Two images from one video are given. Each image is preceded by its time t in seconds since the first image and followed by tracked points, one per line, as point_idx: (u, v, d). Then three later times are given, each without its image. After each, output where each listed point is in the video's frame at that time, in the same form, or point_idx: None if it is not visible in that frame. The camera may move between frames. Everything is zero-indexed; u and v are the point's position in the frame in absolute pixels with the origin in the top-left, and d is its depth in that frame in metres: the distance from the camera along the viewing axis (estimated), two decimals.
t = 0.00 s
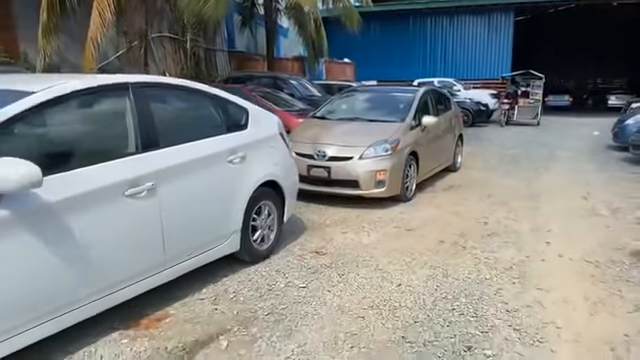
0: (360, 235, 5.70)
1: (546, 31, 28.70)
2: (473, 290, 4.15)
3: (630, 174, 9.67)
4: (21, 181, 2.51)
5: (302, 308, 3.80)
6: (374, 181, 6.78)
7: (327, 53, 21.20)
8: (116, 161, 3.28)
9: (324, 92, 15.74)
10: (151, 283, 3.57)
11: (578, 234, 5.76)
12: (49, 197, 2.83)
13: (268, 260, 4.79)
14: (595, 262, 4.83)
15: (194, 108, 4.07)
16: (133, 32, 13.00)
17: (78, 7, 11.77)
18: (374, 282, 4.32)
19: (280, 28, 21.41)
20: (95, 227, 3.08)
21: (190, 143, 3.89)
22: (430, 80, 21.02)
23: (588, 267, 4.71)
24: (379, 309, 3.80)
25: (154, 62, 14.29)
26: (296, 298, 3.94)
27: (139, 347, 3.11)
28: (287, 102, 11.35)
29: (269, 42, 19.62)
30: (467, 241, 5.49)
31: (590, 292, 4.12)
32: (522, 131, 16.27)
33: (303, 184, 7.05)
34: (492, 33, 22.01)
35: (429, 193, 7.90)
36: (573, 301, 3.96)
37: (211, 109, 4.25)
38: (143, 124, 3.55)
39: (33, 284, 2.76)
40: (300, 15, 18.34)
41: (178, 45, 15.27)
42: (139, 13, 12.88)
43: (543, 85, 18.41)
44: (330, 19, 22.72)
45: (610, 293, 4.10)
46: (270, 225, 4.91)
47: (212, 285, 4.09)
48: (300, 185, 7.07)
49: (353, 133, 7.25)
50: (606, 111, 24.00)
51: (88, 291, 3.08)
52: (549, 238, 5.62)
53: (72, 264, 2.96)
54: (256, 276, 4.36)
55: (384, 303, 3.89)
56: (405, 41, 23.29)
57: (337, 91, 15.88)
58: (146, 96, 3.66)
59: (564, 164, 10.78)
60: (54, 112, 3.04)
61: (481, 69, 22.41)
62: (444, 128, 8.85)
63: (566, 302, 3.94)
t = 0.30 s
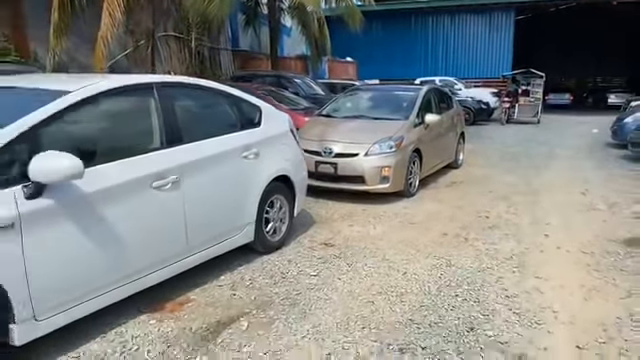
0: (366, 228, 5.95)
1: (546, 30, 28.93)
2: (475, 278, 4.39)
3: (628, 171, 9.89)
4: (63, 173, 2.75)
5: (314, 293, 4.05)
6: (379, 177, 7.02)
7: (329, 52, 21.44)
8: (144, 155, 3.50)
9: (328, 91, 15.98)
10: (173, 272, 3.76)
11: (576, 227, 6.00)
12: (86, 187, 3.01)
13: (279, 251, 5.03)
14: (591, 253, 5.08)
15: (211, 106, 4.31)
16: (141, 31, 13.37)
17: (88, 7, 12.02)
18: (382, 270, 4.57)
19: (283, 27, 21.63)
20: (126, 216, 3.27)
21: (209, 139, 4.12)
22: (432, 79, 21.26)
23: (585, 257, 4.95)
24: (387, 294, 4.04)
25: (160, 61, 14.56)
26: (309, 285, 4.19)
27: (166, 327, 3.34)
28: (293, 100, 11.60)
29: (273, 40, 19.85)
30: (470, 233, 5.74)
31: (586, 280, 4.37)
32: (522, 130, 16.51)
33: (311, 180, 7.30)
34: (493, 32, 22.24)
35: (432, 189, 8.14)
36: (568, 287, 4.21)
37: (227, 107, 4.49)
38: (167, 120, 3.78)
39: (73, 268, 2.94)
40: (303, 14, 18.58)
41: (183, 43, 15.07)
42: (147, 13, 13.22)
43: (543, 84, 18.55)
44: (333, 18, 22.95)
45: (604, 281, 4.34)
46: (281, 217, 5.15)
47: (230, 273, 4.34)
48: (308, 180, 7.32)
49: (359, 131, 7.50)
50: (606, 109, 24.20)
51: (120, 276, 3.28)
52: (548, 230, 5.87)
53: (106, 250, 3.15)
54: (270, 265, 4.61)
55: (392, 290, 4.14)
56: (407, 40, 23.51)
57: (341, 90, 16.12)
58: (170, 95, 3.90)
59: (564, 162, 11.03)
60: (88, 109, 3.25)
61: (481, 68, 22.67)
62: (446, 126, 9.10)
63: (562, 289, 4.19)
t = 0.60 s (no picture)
0: (372, 222, 6.21)
1: (547, 30, 29.18)
2: (476, 267, 4.65)
3: (626, 169, 10.13)
4: (97, 165, 2.99)
5: (325, 280, 4.30)
6: (384, 173, 7.26)
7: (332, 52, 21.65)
8: (168, 150, 3.76)
9: (331, 90, 16.22)
10: (192, 259, 4.00)
11: (573, 221, 6.26)
12: (118, 179, 3.26)
13: (290, 243, 5.29)
14: (587, 244, 5.33)
15: (227, 105, 4.57)
16: (149, 31, 13.74)
17: (97, 9, 12.28)
18: (388, 260, 4.83)
19: (286, 27, 21.85)
20: (152, 207, 3.51)
21: (226, 136, 4.38)
22: (434, 78, 21.50)
23: (581, 249, 5.19)
24: (393, 281, 4.30)
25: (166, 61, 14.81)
26: (320, 274, 4.44)
27: (189, 309, 3.58)
28: (297, 99, 11.85)
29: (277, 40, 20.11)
30: (471, 226, 6.00)
31: (581, 269, 4.62)
32: (523, 128, 16.73)
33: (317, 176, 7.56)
34: (494, 32, 22.55)
35: (435, 185, 8.38)
36: (564, 275, 4.46)
37: (242, 105, 4.75)
38: (187, 118, 4.04)
39: (107, 253, 3.19)
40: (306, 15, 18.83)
41: (188, 44, 15.45)
42: (155, 14, 13.46)
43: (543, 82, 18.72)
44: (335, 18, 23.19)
45: (599, 270, 4.59)
46: (291, 210, 5.41)
47: (245, 263, 4.60)
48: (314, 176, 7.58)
49: (363, 129, 7.74)
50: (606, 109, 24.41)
51: (148, 262, 3.53)
52: (546, 224, 6.13)
53: (136, 237, 3.40)
54: (282, 255, 4.87)
55: (398, 277, 4.40)
56: (409, 39, 23.76)
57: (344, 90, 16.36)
58: (190, 95, 4.16)
59: (563, 159, 11.28)
60: (117, 106, 3.51)
61: (483, 67, 22.93)
62: (448, 124, 9.34)
63: (558, 276, 4.44)
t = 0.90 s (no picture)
0: (377, 217, 6.44)
1: (547, 31, 29.39)
2: (477, 258, 4.88)
3: (623, 166, 10.34)
4: (124, 160, 3.21)
5: (333, 270, 4.53)
6: (387, 171, 7.49)
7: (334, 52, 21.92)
8: (187, 147, 4.00)
9: (334, 90, 16.43)
10: (209, 250, 4.23)
11: (571, 216, 6.48)
12: (142, 173, 3.49)
13: (298, 236, 5.52)
14: (584, 237, 5.56)
15: (240, 104, 4.80)
16: (155, 33, 13.76)
17: (105, 11, 12.51)
18: (392, 252, 5.07)
19: (289, 28, 22.09)
20: (173, 199, 3.74)
21: (239, 134, 4.61)
22: (435, 78, 21.71)
23: (577, 241, 5.42)
24: (398, 271, 4.53)
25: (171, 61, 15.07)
26: (328, 264, 4.68)
27: (207, 295, 3.81)
28: (301, 99, 12.08)
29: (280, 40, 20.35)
30: (472, 221, 6.23)
31: (577, 260, 4.85)
32: (523, 127, 16.93)
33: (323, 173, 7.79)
34: (495, 32, 22.76)
35: (436, 183, 8.61)
36: (561, 266, 4.69)
37: (253, 105, 4.98)
38: (204, 116, 4.28)
39: (132, 241, 3.41)
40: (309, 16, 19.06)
41: (192, 44, 15.85)
42: (161, 15, 13.57)
43: (543, 81, 19.15)
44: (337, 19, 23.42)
45: (594, 260, 4.82)
46: (300, 205, 5.63)
47: (257, 254, 4.83)
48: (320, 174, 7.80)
49: (367, 128, 7.97)
50: (606, 108, 24.61)
51: (170, 251, 3.76)
52: (545, 219, 6.35)
53: (159, 227, 3.63)
54: (292, 248, 5.09)
55: (402, 268, 4.63)
56: (410, 40, 23.98)
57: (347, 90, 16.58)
58: (205, 95, 4.39)
59: (562, 158, 11.49)
60: (140, 106, 3.75)
61: (483, 67, 23.14)
62: (449, 124, 9.57)
63: (555, 267, 4.67)
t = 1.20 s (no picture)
0: (381, 211, 6.68)
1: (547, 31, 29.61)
2: (479, 249, 5.10)
3: (621, 164, 10.56)
4: (149, 153, 3.44)
5: (343, 260, 4.76)
6: (391, 167, 7.71)
7: (336, 52, 22.20)
8: (205, 141, 4.22)
9: (337, 90, 16.66)
10: (225, 240, 4.46)
11: (569, 210, 6.72)
12: (166, 165, 3.72)
13: (306, 229, 5.75)
14: (581, 230, 5.80)
15: (253, 102, 5.02)
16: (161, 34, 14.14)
17: (112, 12, 12.74)
18: (398, 244, 5.30)
19: (291, 28, 22.28)
20: (194, 191, 3.97)
21: (252, 130, 4.84)
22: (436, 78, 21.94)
23: (575, 234, 5.65)
24: (404, 261, 4.76)
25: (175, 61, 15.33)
26: (337, 255, 4.91)
27: (225, 282, 4.03)
28: (304, 98, 12.31)
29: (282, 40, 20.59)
30: (474, 215, 6.47)
31: (575, 251, 5.09)
32: (523, 127, 17.19)
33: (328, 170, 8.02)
34: (495, 32, 22.97)
35: (438, 180, 8.84)
36: (559, 256, 4.93)
37: (265, 103, 5.21)
38: (220, 114, 4.50)
39: (156, 230, 3.63)
40: (312, 17, 19.25)
41: (197, 44, 15.99)
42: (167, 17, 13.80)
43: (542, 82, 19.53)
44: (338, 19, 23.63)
45: (591, 251, 5.05)
46: (308, 200, 5.86)
47: (268, 245, 5.06)
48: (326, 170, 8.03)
49: (371, 126, 8.19)
50: (605, 108, 24.83)
51: (189, 240, 3.98)
52: (544, 213, 6.59)
53: (180, 217, 3.84)
54: (301, 240, 5.32)
55: (407, 257, 4.87)
56: (411, 40, 24.20)
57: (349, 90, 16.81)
58: (221, 93, 4.62)
59: (561, 156, 11.75)
60: (163, 103, 3.97)
61: (483, 67, 23.38)
62: (451, 122, 9.80)
63: (554, 257, 4.90)
